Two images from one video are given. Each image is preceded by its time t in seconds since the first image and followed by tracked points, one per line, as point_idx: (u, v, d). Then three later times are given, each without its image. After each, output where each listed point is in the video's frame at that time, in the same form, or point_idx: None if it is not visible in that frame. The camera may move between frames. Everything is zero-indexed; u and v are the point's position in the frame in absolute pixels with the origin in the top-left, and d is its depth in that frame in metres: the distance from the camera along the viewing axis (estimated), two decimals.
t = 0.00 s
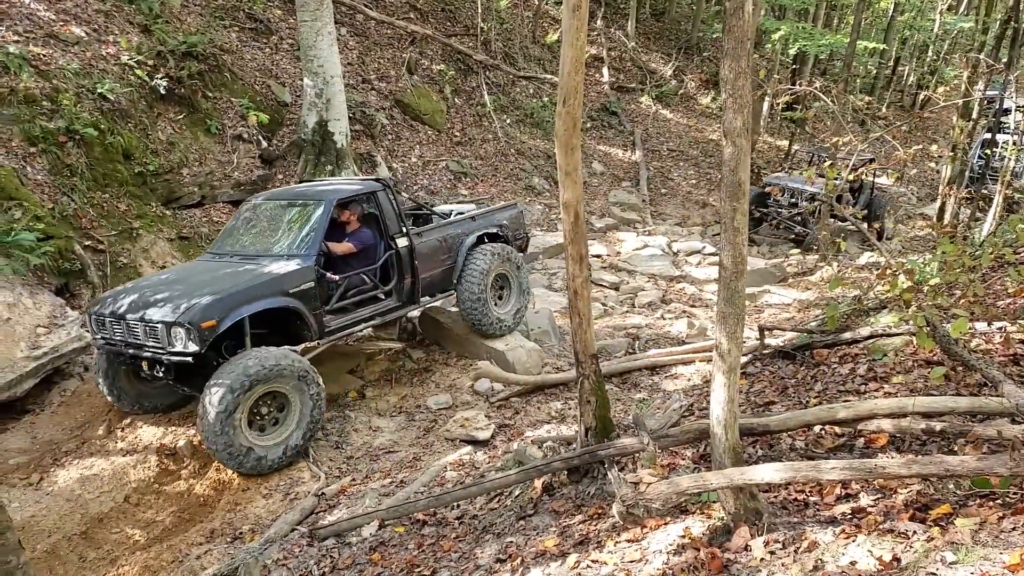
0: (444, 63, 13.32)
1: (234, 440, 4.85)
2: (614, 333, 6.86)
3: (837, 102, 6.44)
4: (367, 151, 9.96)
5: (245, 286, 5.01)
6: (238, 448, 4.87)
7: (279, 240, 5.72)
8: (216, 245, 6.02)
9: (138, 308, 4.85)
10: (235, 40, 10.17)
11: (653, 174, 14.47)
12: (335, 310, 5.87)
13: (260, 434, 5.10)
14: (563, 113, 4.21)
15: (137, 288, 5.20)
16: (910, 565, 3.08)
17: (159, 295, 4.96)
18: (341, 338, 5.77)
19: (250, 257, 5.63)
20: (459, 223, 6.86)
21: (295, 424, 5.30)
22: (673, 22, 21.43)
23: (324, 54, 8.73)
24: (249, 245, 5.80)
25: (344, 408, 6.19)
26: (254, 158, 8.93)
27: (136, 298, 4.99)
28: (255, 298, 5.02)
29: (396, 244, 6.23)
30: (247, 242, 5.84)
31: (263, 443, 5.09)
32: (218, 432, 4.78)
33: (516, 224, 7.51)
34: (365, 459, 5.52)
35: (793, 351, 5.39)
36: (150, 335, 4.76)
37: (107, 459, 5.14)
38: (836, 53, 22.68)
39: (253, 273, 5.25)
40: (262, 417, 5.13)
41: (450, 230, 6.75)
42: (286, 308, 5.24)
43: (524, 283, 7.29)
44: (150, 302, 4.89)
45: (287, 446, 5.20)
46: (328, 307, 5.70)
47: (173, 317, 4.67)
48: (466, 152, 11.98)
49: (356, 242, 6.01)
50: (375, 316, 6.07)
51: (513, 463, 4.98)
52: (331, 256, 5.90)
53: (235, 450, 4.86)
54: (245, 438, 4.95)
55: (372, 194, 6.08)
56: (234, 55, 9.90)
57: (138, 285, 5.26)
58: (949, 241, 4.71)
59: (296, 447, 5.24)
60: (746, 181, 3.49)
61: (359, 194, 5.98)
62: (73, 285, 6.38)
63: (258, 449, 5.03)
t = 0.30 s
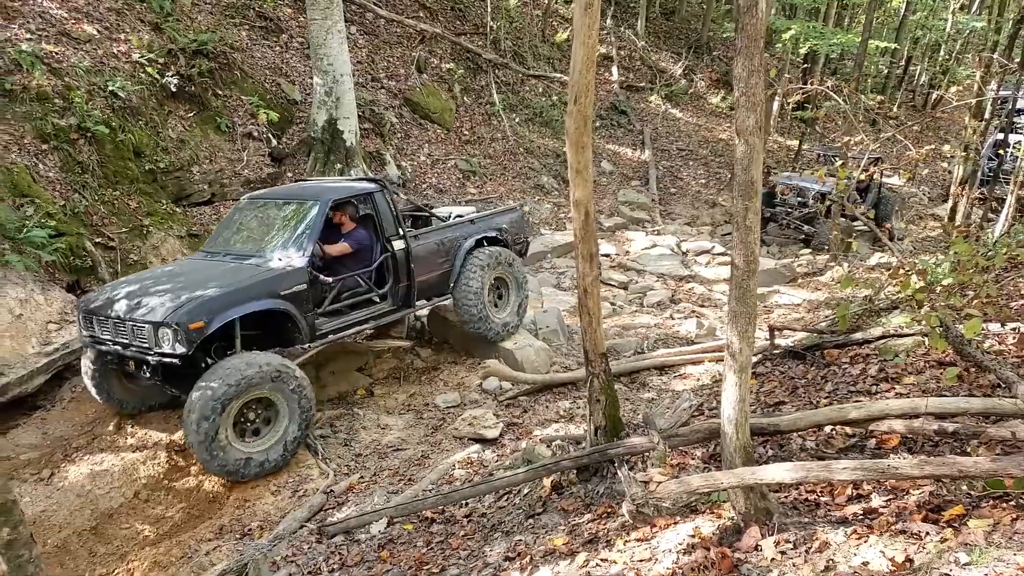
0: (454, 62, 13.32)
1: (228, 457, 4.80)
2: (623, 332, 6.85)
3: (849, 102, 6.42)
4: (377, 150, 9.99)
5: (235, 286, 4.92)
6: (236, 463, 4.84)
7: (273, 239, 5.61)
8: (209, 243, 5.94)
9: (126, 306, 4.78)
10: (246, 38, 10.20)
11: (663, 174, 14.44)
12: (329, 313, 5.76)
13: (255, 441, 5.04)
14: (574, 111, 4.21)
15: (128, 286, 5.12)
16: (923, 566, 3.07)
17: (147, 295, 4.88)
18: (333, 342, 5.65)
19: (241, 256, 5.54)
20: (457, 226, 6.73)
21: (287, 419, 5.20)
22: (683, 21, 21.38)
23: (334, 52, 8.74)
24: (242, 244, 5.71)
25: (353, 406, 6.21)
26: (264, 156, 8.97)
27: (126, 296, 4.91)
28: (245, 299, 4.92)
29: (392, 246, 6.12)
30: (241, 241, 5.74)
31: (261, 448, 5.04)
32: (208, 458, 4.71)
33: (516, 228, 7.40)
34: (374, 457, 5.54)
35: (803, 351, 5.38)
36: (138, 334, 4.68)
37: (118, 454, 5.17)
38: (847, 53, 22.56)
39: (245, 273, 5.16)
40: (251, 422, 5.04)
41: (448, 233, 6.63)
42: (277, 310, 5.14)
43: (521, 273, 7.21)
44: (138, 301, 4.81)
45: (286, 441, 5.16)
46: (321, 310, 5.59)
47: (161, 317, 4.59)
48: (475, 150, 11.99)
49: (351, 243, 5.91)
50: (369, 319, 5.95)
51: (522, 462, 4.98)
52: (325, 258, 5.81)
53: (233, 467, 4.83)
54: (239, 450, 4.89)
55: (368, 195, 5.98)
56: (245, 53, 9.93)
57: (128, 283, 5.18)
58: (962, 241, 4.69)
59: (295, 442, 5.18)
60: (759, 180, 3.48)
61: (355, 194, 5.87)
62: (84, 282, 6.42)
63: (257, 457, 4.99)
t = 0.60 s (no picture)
0: (466, 61, 13.33)
1: (218, 479, 4.73)
2: (635, 332, 6.85)
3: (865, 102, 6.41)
4: (389, 149, 10.04)
5: (216, 298, 4.73)
6: (232, 480, 4.79)
7: (262, 248, 5.44)
8: (199, 248, 5.78)
9: (106, 315, 4.62)
10: (259, 37, 10.24)
11: (675, 174, 14.42)
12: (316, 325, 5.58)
13: (243, 451, 4.93)
14: (590, 108, 4.22)
15: (111, 292, 4.96)
16: (941, 568, 3.05)
17: (128, 303, 4.72)
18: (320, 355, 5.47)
19: (229, 264, 5.37)
20: (452, 237, 6.56)
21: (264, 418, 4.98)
22: (696, 21, 21.33)
23: (347, 51, 8.76)
24: (231, 251, 5.55)
25: (364, 404, 6.24)
26: (277, 155, 9.02)
27: (107, 303, 4.75)
28: (226, 311, 4.74)
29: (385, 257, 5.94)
30: (230, 248, 5.58)
31: (252, 454, 4.95)
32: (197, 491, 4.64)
33: (515, 239, 7.23)
34: (386, 454, 5.55)
35: (817, 352, 5.35)
36: (116, 343, 4.52)
37: (131, 450, 5.20)
38: (861, 53, 22.43)
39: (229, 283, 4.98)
40: (231, 436, 4.88)
41: (444, 244, 6.45)
42: (260, 322, 4.96)
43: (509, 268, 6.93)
44: (117, 310, 4.63)
45: (274, 438, 5.01)
46: (308, 323, 5.41)
47: (140, 328, 4.42)
48: (487, 150, 12.01)
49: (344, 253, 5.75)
50: (359, 332, 5.77)
51: (534, 461, 4.98)
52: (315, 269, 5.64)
53: (231, 484, 4.79)
54: (229, 468, 4.82)
55: (363, 205, 5.81)
56: (258, 51, 9.97)
57: (111, 289, 5.03)
58: (981, 242, 4.67)
59: (284, 437, 5.03)
60: (776, 179, 3.47)
61: (349, 204, 5.70)
62: (98, 278, 6.46)
63: (250, 464, 4.91)
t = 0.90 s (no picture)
0: (484, 59, 13.32)
1: (205, 505, 4.67)
2: (652, 333, 6.82)
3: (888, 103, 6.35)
4: (405, 147, 10.10)
5: (190, 326, 4.48)
6: (218, 501, 4.73)
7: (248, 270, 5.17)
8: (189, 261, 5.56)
9: (78, 335, 4.42)
10: (279, 35, 10.30)
11: (694, 174, 14.33)
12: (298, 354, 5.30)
13: (218, 469, 4.79)
14: (609, 107, 4.20)
15: (91, 306, 4.77)
16: None
17: (103, 322, 4.51)
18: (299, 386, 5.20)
19: (214, 285, 5.13)
20: (451, 264, 6.21)
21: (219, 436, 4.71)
22: (716, 20, 21.18)
23: (366, 49, 8.78)
24: (218, 269, 5.30)
25: (379, 401, 6.25)
26: (295, 152, 9.07)
27: (83, 320, 4.56)
28: (200, 342, 4.48)
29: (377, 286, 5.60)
30: (218, 265, 5.33)
31: (227, 470, 4.80)
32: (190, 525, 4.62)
33: (520, 267, 6.81)
34: (402, 452, 5.56)
35: (837, 355, 5.30)
36: (86, 367, 4.32)
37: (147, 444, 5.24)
38: (885, 52, 22.16)
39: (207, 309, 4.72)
40: (201, 462, 4.72)
41: (442, 272, 6.11)
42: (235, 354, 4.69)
43: (504, 293, 6.49)
44: (92, 329, 4.43)
45: (241, 448, 4.78)
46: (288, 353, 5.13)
47: (107, 356, 4.20)
48: (504, 148, 12.00)
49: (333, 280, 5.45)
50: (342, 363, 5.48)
51: (549, 461, 4.97)
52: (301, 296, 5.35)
53: (220, 503, 4.74)
54: (212, 491, 4.73)
55: (358, 231, 5.47)
56: (277, 49, 10.02)
57: (92, 302, 4.84)
58: (1007, 245, 4.60)
59: (252, 442, 4.80)
60: (798, 179, 3.43)
61: (343, 230, 5.37)
62: (118, 273, 6.53)
63: (228, 480, 4.79)
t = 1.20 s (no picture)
0: (514, 58, 13.28)
1: (210, 506, 4.69)
2: (680, 336, 6.75)
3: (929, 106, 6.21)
4: (434, 146, 10.18)
5: (173, 358, 4.45)
6: (222, 497, 4.73)
7: (241, 289, 5.10)
8: (187, 271, 5.52)
9: (65, 363, 4.45)
10: (311, 33, 10.40)
11: (725, 176, 14.17)
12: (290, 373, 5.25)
13: (202, 474, 4.67)
14: (639, 107, 4.16)
15: (82, 327, 4.79)
16: None
17: (90, 349, 4.52)
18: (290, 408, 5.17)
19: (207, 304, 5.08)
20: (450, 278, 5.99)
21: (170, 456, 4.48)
22: (750, 20, 20.91)
23: (397, 48, 8.84)
24: (213, 284, 5.24)
25: (404, 399, 6.28)
26: (326, 150, 9.16)
27: (72, 345, 4.59)
28: (183, 374, 4.46)
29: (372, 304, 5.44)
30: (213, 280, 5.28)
31: (207, 471, 4.65)
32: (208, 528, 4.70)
33: (525, 274, 6.57)
34: (426, 450, 5.57)
35: (869, 362, 5.18)
36: (72, 397, 4.37)
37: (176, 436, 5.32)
38: (925, 54, 21.65)
39: (194, 336, 4.67)
40: (182, 476, 4.62)
41: (441, 287, 5.90)
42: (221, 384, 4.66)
43: (506, 303, 6.27)
44: (80, 357, 4.45)
45: (201, 454, 4.55)
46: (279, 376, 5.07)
47: (89, 391, 4.22)
48: (533, 148, 11.97)
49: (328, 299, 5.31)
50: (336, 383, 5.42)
51: (572, 463, 4.94)
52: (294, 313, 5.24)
53: (222, 499, 4.72)
54: (211, 493, 4.70)
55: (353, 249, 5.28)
56: (310, 47, 10.11)
57: (84, 321, 4.85)
58: None
59: (213, 442, 4.56)
60: (832, 182, 3.34)
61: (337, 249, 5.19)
62: (150, 267, 6.64)
63: (216, 477, 4.68)
